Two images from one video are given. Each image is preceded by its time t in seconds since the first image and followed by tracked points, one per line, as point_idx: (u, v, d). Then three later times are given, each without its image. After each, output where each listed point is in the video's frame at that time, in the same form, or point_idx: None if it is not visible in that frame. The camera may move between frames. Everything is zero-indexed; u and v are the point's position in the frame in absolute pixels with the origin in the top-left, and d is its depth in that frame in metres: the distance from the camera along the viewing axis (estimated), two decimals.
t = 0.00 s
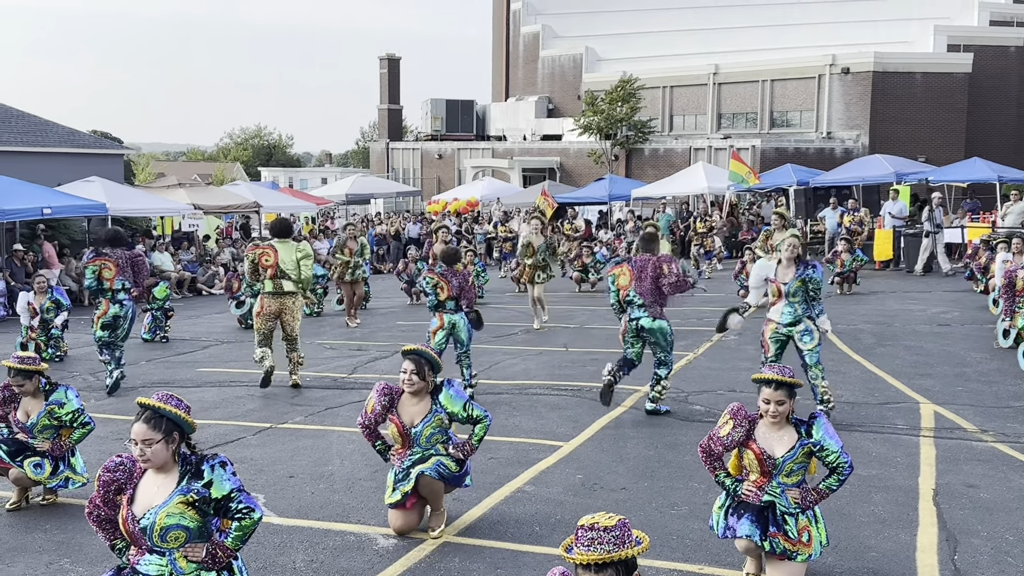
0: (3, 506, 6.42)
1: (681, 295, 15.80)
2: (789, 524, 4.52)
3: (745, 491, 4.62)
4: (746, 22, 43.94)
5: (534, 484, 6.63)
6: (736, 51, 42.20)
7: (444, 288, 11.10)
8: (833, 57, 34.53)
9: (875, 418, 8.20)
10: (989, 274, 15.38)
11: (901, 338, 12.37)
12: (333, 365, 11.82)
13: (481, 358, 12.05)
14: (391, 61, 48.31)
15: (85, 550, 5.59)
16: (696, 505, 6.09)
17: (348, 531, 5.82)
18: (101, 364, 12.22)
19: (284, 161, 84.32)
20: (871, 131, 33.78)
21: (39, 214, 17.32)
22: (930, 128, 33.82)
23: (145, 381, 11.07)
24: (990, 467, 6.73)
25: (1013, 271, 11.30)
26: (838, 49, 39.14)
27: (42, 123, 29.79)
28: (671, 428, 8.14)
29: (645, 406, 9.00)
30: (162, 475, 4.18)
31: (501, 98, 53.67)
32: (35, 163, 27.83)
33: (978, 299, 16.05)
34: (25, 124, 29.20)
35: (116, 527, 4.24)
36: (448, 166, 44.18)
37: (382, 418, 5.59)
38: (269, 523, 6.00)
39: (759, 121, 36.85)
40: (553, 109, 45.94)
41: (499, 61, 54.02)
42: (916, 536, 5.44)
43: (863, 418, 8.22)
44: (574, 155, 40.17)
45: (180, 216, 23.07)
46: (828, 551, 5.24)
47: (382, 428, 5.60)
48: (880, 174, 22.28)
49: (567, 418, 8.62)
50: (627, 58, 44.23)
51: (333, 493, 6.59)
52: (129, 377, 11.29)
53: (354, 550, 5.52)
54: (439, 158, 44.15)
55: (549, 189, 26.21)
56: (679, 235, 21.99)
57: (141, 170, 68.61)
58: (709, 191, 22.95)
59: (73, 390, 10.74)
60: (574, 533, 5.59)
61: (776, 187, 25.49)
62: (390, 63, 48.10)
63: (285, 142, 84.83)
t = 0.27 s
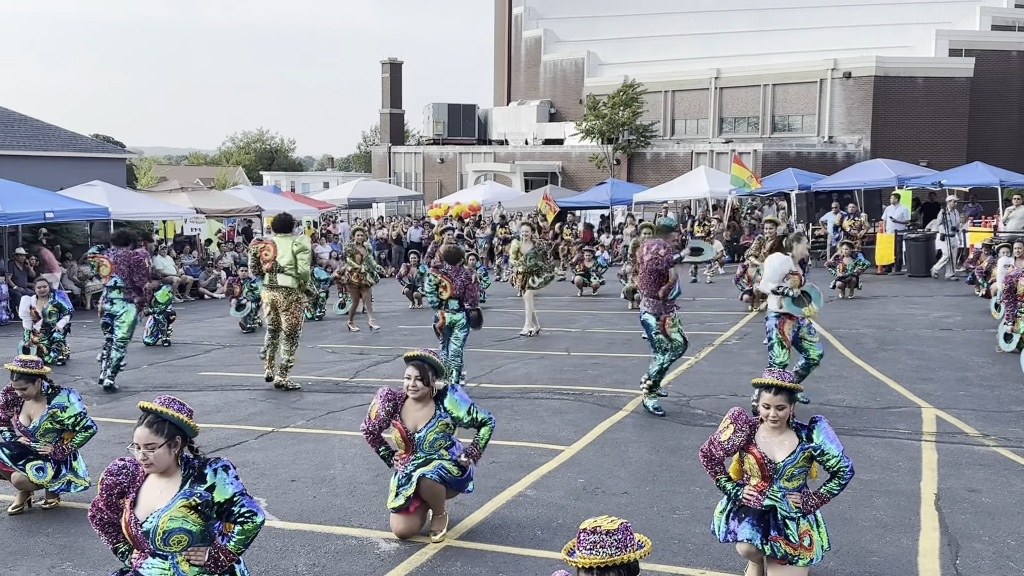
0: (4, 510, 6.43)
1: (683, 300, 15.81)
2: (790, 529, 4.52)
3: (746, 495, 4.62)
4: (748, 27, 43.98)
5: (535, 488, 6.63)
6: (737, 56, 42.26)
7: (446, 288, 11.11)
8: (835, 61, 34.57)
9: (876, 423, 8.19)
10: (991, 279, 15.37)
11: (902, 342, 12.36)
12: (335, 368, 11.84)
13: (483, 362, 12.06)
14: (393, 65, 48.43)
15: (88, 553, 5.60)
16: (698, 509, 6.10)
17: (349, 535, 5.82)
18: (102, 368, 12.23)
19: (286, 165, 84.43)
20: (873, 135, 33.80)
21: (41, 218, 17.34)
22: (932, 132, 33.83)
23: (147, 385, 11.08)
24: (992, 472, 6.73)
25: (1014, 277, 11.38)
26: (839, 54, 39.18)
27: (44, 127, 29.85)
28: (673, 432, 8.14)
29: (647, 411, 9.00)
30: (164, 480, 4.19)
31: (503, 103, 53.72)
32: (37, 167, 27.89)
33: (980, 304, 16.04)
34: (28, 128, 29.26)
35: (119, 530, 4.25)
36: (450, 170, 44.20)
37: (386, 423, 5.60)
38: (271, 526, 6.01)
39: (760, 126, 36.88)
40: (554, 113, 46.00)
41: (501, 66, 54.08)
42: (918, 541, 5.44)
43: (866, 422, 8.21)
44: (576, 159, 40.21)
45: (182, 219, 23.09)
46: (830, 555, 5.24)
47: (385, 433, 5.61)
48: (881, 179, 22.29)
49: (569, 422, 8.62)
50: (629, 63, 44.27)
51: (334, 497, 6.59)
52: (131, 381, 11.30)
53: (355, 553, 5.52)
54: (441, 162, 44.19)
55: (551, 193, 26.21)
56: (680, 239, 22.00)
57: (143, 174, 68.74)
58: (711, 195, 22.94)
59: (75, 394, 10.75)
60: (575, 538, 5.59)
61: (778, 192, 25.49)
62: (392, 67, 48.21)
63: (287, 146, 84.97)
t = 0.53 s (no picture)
0: (6, 513, 6.44)
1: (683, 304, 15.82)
2: (789, 533, 4.53)
3: (746, 500, 4.63)
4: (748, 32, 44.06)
5: (536, 492, 6.63)
6: (738, 62, 42.29)
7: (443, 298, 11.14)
8: (835, 66, 34.62)
9: (876, 427, 8.20)
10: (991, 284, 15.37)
11: (903, 347, 12.36)
12: (336, 373, 11.85)
13: (483, 366, 12.07)
14: (394, 70, 48.53)
15: (89, 557, 5.60)
16: (699, 514, 6.10)
17: (350, 539, 5.83)
18: (103, 372, 12.24)
19: (287, 169, 84.56)
20: (873, 140, 33.85)
21: (43, 222, 17.38)
22: (932, 137, 33.85)
23: (148, 389, 11.09)
24: (992, 477, 6.73)
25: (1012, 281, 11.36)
26: (839, 59, 39.26)
27: (46, 132, 29.90)
28: (673, 437, 8.15)
29: (647, 415, 9.00)
30: (166, 483, 4.19)
31: (504, 108, 53.81)
32: (39, 171, 27.93)
33: (980, 309, 16.05)
34: (29, 132, 29.32)
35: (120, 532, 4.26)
36: (451, 175, 44.25)
37: (388, 425, 5.62)
38: (271, 531, 6.02)
39: (761, 131, 36.93)
40: (555, 118, 46.04)
41: (501, 70, 54.18)
42: (918, 546, 5.44)
43: (866, 427, 8.22)
44: (576, 164, 40.24)
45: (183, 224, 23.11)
46: (830, 560, 5.24)
47: (388, 434, 5.63)
48: (881, 184, 22.30)
49: (569, 426, 8.63)
50: (630, 67, 44.35)
51: (335, 501, 6.60)
52: (132, 385, 11.31)
53: (356, 557, 5.52)
54: (442, 167, 44.24)
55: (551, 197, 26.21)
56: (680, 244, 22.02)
57: (144, 178, 68.88)
58: (711, 200, 22.96)
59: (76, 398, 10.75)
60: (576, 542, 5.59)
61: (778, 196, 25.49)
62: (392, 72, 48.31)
63: (288, 151, 85.08)
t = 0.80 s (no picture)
0: (7, 516, 6.44)
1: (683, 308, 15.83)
2: (789, 537, 4.55)
3: (745, 504, 4.64)
4: (748, 36, 44.09)
5: (536, 496, 6.64)
6: (738, 66, 42.32)
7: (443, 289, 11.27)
8: (835, 71, 34.67)
9: (876, 431, 8.21)
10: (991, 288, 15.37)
11: (902, 351, 12.37)
12: (336, 376, 11.87)
13: (483, 370, 12.08)
14: (394, 74, 48.59)
15: (89, 560, 5.61)
16: (699, 518, 6.11)
17: (351, 543, 5.84)
18: (103, 375, 12.25)
19: (287, 173, 84.59)
20: (873, 144, 33.88)
21: (43, 225, 17.40)
22: (932, 142, 33.87)
23: (148, 392, 11.10)
24: (991, 481, 6.74)
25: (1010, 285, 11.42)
26: (839, 63, 39.30)
27: (46, 135, 29.93)
28: (672, 440, 8.16)
29: (647, 419, 9.01)
30: (167, 486, 4.20)
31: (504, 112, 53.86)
32: (39, 175, 27.95)
33: (980, 313, 16.06)
34: (30, 135, 29.35)
35: (119, 533, 4.27)
36: (451, 178, 44.26)
37: (389, 428, 5.64)
38: (272, 534, 6.02)
39: (761, 135, 36.96)
40: (555, 122, 46.08)
41: (501, 74, 54.23)
42: (917, 550, 5.46)
43: (866, 431, 8.22)
44: (576, 168, 40.26)
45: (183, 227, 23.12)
46: (829, 564, 5.25)
47: (388, 437, 5.66)
48: (880, 188, 22.32)
49: (569, 430, 8.63)
50: (630, 72, 44.39)
51: (335, 505, 6.60)
52: (133, 388, 11.33)
53: (357, 561, 5.53)
54: (442, 171, 44.26)
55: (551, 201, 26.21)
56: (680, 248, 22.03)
57: (144, 182, 68.95)
58: (711, 204, 22.97)
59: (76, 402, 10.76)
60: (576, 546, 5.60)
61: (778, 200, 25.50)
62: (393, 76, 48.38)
63: (288, 154, 85.11)
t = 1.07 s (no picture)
0: (5, 519, 6.44)
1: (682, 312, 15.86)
2: (788, 539, 4.55)
3: (744, 506, 4.64)
4: (748, 40, 44.14)
5: (534, 499, 6.64)
6: (737, 69, 42.38)
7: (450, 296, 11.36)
8: (834, 74, 34.73)
9: (875, 434, 8.21)
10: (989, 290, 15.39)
11: (901, 354, 12.38)
12: (335, 379, 11.87)
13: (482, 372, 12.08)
14: (394, 77, 48.69)
15: (87, 562, 5.60)
16: (698, 520, 6.11)
17: (349, 545, 5.84)
18: (103, 378, 12.24)
19: (287, 176, 84.59)
20: (872, 147, 33.91)
21: (42, 228, 17.40)
22: (931, 145, 33.91)
23: (147, 395, 11.09)
24: (990, 483, 6.75)
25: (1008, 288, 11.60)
26: (839, 67, 39.34)
27: (46, 138, 29.94)
28: (671, 443, 8.16)
29: (647, 422, 9.01)
30: (165, 488, 4.20)
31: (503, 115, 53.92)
32: (38, 177, 27.95)
33: (979, 316, 16.07)
34: (30, 138, 29.36)
35: (117, 534, 4.28)
36: (450, 181, 44.28)
37: (387, 430, 5.62)
38: (270, 536, 6.02)
39: (760, 138, 36.99)
40: (554, 125, 46.12)
41: (501, 77, 54.28)
42: (916, 552, 5.46)
43: (864, 434, 8.23)
44: (575, 171, 40.29)
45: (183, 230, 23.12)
46: (828, 566, 5.25)
47: (386, 441, 5.64)
48: (880, 192, 22.33)
49: (568, 433, 8.64)
50: (629, 75, 44.44)
51: (334, 507, 6.60)
52: (131, 391, 11.32)
53: (355, 564, 5.52)
54: (441, 174, 44.27)
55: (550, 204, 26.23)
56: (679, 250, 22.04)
57: (144, 184, 69.02)
58: (710, 208, 22.97)
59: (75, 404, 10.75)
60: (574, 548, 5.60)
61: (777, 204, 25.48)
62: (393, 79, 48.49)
63: (287, 157, 85.14)
